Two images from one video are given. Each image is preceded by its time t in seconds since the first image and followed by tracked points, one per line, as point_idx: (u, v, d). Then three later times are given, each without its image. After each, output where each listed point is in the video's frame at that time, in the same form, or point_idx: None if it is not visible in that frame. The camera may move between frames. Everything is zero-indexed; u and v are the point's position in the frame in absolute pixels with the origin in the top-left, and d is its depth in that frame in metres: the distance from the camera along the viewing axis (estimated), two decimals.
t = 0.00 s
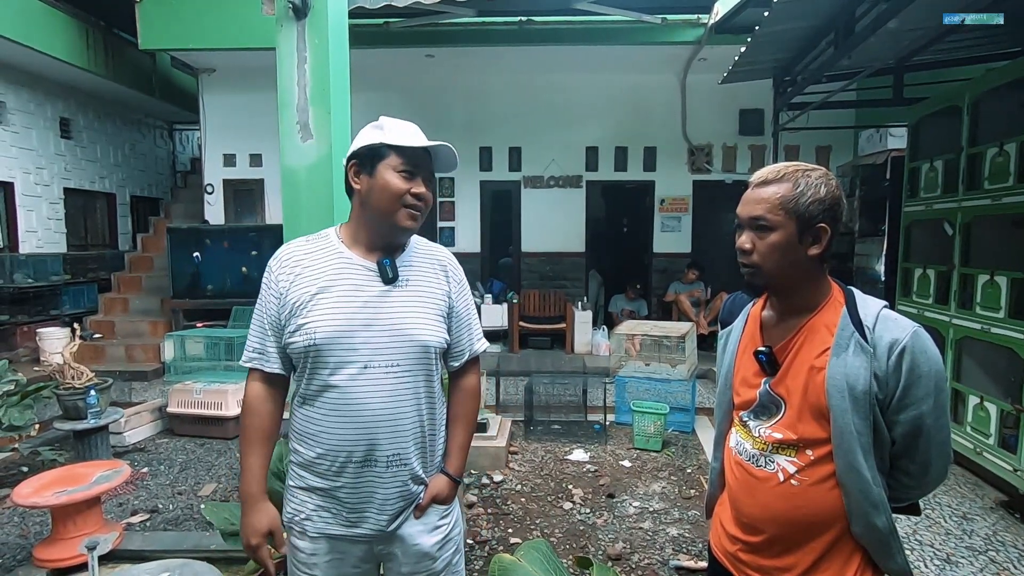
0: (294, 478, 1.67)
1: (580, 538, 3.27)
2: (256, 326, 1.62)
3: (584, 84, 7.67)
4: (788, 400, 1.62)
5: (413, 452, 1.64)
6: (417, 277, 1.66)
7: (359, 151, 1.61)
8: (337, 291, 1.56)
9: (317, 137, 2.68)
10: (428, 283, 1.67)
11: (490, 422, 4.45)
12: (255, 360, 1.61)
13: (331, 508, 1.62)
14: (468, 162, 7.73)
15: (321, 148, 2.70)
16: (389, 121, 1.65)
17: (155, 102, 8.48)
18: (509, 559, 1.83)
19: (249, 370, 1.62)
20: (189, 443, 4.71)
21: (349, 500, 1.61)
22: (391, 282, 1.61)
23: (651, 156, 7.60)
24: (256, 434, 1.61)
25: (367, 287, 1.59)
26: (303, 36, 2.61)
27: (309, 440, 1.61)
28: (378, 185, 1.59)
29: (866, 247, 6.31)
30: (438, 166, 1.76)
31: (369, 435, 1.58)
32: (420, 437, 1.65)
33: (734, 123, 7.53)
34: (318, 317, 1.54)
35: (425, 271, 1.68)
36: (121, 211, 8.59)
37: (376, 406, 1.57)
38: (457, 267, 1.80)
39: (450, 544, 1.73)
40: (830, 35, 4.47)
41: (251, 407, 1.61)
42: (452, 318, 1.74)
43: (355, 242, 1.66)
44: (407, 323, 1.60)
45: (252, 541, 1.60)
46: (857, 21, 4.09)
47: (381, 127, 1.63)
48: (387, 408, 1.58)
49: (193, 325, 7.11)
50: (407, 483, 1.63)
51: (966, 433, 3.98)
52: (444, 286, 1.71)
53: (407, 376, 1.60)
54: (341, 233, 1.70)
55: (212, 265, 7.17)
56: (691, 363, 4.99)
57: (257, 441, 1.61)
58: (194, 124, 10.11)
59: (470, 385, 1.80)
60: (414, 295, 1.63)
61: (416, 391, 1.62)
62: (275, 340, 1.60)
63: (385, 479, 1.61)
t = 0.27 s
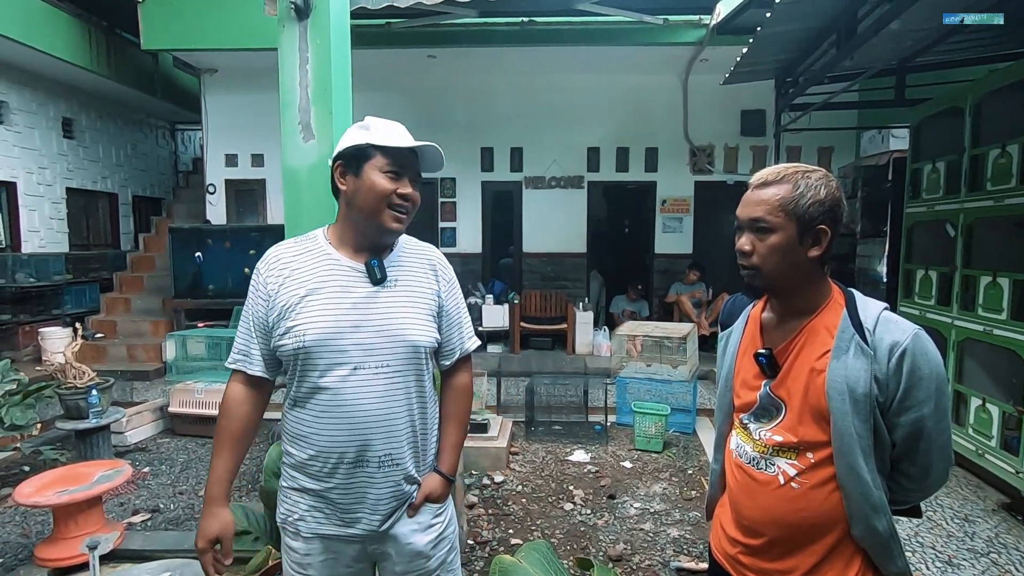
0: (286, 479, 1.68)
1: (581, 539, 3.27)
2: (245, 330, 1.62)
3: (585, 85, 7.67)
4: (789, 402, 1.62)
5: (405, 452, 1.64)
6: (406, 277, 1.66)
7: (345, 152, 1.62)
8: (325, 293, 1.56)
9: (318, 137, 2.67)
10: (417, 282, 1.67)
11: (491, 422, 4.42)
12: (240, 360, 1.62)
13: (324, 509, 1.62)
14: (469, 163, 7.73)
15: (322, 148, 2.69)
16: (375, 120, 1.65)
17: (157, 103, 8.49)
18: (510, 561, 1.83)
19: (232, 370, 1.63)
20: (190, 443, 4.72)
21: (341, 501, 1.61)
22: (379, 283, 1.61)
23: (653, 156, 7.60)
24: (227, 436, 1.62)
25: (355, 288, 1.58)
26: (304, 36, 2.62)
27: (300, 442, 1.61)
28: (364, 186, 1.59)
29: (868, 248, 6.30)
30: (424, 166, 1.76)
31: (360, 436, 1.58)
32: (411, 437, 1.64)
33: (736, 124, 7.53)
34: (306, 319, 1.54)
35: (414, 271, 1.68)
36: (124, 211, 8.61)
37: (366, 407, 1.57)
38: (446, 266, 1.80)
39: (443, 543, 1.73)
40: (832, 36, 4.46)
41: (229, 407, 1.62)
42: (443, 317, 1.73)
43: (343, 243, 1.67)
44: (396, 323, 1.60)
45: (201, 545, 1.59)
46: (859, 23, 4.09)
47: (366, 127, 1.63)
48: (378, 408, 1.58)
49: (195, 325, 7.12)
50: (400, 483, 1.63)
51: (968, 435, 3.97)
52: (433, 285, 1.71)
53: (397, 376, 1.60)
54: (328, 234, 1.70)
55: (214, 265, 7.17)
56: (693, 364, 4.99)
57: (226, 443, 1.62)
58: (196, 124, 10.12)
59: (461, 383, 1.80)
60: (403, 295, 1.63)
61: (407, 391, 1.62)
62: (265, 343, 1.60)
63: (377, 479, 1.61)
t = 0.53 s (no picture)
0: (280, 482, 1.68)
1: (580, 540, 3.27)
2: (237, 334, 1.63)
3: (586, 85, 7.67)
4: (788, 416, 1.60)
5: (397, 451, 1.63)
6: (396, 278, 1.66)
7: (328, 153, 1.61)
8: (314, 295, 1.56)
9: (319, 137, 2.67)
10: (407, 282, 1.67)
11: (491, 422, 4.41)
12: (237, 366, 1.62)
13: (318, 510, 1.62)
14: (469, 163, 7.74)
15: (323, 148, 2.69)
16: (358, 120, 1.64)
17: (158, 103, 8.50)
18: (509, 562, 1.82)
19: (230, 376, 1.63)
20: (190, 443, 4.72)
21: (335, 502, 1.61)
22: (368, 284, 1.61)
23: (653, 157, 7.60)
24: (232, 440, 1.63)
25: (343, 290, 1.58)
26: (305, 36, 2.62)
27: (293, 444, 1.62)
28: (349, 187, 1.58)
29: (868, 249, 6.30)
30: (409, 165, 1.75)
31: (352, 436, 1.58)
32: (403, 436, 1.64)
33: (736, 124, 7.53)
34: (296, 321, 1.54)
35: (404, 271, 1.68)
36: (124, 212, 8.62)
37: (358, 407, 1.57)
38: (437, 265, 1.79)
39: (439, 542, 1.72)
40: (833, 37, 4.46)
41: (230, 412, 1.63)
42: (434, 316, 1.73)
43: (330, 245, 1.66)
44: (386, 324, 1.60)
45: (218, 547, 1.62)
46: (860, 23, 4.09)
47: (348, 128, 1.62)
48: (370, 409, 1.58)
49: (195, 325, 7.12)
50: (393, 482, 1.63)
51: (969, 436, 3.96)
52: (423, 284, 1.71)
53: (387, 375, 1.59)
54: (316, 237, 1.70)
55: (214, 266, 7.17)
56: (693, 365, 4.99)
57: (230, 448, 1.62)
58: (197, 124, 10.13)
59: (454, 380, 1.78)
60: (393, 295, 1.63)
61: (398, 391, 1.61)
62: (256, 347, 1.60)
63: (370, 479, 1.60)
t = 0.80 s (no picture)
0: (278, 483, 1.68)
1: (581, 540, 3.27)
2: (233, 336, 1.63)
3: (586, 85, 7.67)
4: (780, 440, 1.60)
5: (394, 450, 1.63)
6: (390, 277, 1.65)
7: (314, 154, 1.61)
8: (308, 295, 1.57)
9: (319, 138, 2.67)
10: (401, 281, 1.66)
11: (491, 422, 4.40)
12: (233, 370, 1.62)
13: (316, 510, 1.62)
14: (470, 163, 7.74)
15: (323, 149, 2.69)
16: (343, 119, 1.64)
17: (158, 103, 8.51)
18: (510, 562, 1.83)
19: (228, 380, 1.63)
20: (191, 444, 4.72)
21: (332, 501, 1.61)
22: (361, 283, 1.61)
23: (654, 157, 7.60)
24: (235, 440, 1.63)
25: (336, 290, 1.58)
26: (305, 37, 2.62)
27: (290, 445, 1.62)
28: (335, 187, 1.58)
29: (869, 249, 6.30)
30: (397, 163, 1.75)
31: (348, 435, 1.58)
32: (399, 435, 1.64)
33: (737, 124, 7.53)
34: (290, 322, 1.55)
35: (398, 270, 1.68)
36: (125, 212, 8.63)
37: (353, 406, 1.57)
38: (431, 263, 1.79)
39: (438, 541, 1.73)
40: (833, 36, 4.46)
41: (230, 414, 1.63)
42: (430, 314, 1.72)
43: (320, 246, 1.66)
44: (380, 322, 1.59)
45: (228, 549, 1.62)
46: (860, 23, 4.09)
47: (333, 128, 1.62)
48: (365, 408, 1.58)
49: (196, 325, 7.12)
50: (389, 481, 1.62)
51: (970, 436, 3.96)
52: (418, 282, 1.70)
53: (383, 374, 1.59)
54: (308, 238, 1.70)
55: (215, 266, 7.17)
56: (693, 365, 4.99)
57: (233, 450, 1.62)
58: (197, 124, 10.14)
59: (451, 379, 1.78)
60: (387, 294, 1.63)
61: (393, 389, 1.61)
62: (251, 348, 1.61)
63: (366, 477, 1.60)
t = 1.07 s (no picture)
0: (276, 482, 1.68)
1: (581, 539, 3.27)
2: (231, 336, 1.64)
3: (586, 85, 7.66)
4: (760, 398, 1.61)
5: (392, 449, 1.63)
6: (387, 276, 1.65)
7: (296, 160, 1.62)
8: (306, 295, 1.57)
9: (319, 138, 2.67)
10: (399, 280, 1.66)
11: (491, 422, 4.40)
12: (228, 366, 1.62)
13: (314, 510, 1.62)
14: (470, 163, 7.74)
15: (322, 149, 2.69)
16: (321, 120, 1.62)
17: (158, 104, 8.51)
18: (509, 561, 1.83)
19: (223, 378, 1.63)
20: (191, 444, 4.72)
21: (330, 501, 1.61)
22: (358, 282, 1.60)
23: (654, 156, 7.59)
24: (225, 440, 1.63)
25: (334, 290, 1.58)
26: (304, 36, 2.62)
27: (288, 444, 1.62)
28: (317, 190, 1.59)
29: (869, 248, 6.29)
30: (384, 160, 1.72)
31: (346, 434, 1.58)
32: (397, 434, 1.63)
33: (737, 123, 7.52)
34: (288, 322, 1.55)
35: (395, 268, 1.67)
36: (126, 212, 8.63)
37: (350, 406, 1.57)
38: (429, 262, 1.78)
39: (437, 539, 1.72)
40: (833, 35, 4.46)
41: (223, 414, 1.63)
42: (428, 313, 1.72)
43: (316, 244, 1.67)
44: (378, 321, 1.59)
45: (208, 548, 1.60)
46: (860, 22, 4.08)
47: (312, 131, 1.61)
48: (363, 407, 1.58)
49: (196, 326, 7.12)
50: (388, 481, 1.62)
51: (971, 435, 3.95)
52: (416, 281, 1.70)
53: (380, 373, 1.59)
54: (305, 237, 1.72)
55: (215, 267, 7.17)
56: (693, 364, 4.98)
57: (224, 450, 1.62)
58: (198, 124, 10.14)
59: (449, 378, 1.77)
60: (384, 293, 1.62)
61: (391, 388, 1.61)
62: (249, 348, 1.61)
63: (365, 477, 1.60)
